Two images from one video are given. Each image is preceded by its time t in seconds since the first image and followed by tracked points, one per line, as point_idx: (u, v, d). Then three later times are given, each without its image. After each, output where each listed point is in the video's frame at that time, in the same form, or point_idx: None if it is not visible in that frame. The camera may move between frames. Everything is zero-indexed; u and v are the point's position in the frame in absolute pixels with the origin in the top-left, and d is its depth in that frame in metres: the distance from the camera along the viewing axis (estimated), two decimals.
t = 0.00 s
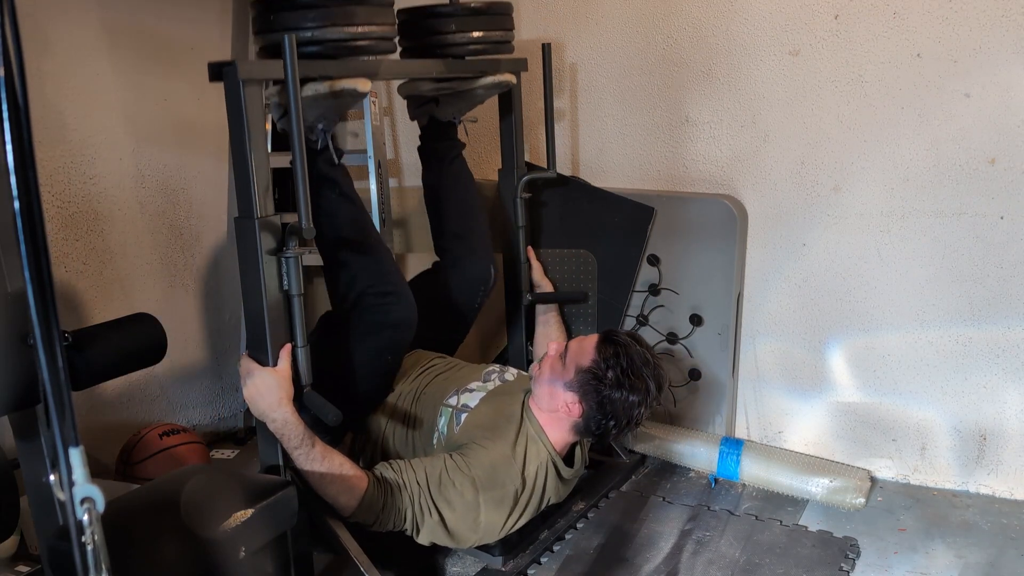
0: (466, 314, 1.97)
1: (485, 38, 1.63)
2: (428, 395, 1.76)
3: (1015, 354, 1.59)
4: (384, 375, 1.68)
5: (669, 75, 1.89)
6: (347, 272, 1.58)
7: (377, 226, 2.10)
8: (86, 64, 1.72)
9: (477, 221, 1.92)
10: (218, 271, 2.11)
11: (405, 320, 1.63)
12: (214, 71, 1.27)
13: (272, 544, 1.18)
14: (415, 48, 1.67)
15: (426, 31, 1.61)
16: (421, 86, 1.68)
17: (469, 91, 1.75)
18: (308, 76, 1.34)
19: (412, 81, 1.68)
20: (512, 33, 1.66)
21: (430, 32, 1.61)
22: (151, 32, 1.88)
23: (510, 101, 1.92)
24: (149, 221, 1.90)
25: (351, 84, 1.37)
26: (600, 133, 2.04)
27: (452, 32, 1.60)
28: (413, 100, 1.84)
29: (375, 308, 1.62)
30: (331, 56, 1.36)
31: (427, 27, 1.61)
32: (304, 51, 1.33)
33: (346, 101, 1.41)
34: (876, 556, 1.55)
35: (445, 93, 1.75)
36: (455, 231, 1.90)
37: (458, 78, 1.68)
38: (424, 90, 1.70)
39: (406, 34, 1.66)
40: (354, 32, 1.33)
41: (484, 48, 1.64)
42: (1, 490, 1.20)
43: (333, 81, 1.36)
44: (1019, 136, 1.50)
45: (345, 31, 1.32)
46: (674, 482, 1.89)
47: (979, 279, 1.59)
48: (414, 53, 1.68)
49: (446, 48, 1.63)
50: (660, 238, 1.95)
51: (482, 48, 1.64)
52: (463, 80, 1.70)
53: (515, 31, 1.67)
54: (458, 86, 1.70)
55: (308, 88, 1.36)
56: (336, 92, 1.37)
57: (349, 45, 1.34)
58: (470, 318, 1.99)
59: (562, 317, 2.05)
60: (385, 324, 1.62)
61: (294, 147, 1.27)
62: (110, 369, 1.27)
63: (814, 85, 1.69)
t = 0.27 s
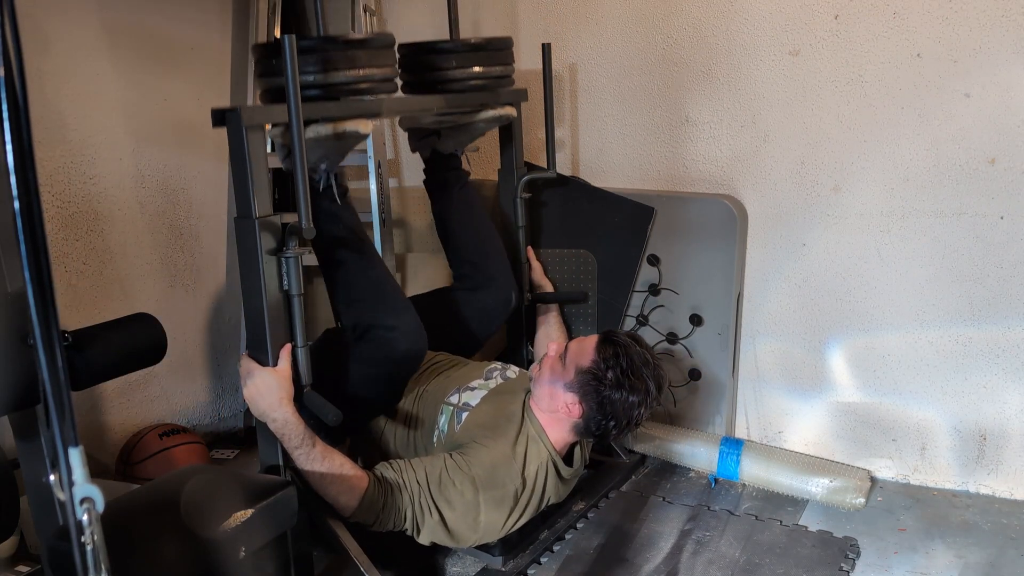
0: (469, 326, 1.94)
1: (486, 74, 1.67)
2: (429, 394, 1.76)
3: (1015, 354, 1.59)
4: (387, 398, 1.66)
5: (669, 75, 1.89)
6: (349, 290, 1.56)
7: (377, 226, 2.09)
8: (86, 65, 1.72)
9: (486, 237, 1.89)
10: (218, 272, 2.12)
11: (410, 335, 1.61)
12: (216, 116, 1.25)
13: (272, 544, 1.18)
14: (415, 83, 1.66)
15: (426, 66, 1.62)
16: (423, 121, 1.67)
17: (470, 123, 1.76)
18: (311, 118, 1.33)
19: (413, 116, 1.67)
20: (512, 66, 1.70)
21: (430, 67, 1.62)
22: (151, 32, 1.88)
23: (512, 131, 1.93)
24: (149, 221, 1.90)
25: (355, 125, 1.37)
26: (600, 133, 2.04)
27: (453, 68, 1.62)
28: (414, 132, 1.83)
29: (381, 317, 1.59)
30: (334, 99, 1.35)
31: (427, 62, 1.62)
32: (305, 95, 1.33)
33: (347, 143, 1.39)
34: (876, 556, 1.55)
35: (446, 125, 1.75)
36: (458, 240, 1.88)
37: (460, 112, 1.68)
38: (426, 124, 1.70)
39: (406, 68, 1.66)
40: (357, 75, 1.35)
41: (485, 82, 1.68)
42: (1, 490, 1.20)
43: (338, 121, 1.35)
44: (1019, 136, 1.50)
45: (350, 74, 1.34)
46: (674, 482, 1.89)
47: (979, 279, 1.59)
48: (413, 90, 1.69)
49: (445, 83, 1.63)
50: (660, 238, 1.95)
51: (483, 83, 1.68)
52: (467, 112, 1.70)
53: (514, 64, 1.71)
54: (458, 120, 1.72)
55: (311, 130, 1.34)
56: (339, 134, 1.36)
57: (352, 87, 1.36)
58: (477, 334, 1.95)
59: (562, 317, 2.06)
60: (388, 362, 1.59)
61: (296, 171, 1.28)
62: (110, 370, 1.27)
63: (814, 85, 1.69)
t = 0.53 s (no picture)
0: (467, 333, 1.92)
1: (486, 102, 1.70)
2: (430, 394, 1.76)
3: (1015, 354, 1.59)
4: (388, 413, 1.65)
5: (669, 75, 1.89)
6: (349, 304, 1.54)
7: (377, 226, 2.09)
8: (86, 65, 1.72)
9: (490, 246, 1.87)
10: (218, 272, 2.12)
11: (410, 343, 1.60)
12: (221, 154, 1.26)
13: (272, 544, 1.18)
14: (416, 112, 1.69)
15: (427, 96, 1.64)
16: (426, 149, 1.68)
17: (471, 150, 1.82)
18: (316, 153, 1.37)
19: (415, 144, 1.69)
20: (512, 94, 1.76)
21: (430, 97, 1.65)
22: (150, 32, 1.88)
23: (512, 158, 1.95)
24: (149, 221, 1.90)
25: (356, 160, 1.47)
26: (599, 133, 2.04)
27: (452, 98, 1.64)
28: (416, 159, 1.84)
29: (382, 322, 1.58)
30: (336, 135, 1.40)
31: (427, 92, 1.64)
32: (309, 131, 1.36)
33: (350, 176, 1.50)
34: (876, 556, 1.55)
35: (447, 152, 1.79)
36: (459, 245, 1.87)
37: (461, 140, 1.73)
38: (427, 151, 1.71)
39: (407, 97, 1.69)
40: (359, 111, 1.41)
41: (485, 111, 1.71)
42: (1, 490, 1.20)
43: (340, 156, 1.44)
44: (1019, 136, 1.50)
45: (353, 110, 1.40)
46: (674, 482, 1.89)
47: (979, 279, 1.59)
48: (413, 119, 1.71)
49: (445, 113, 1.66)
50: (660, 239, 1.95)
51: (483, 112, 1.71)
52: (467, 141, 1.75)
53: (513, 92, 1.77)
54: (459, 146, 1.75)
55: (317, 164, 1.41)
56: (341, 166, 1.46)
57: (354, 122, 1.41)
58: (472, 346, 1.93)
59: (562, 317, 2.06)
60: (389, 388, 1.58)
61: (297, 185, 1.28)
62: (110, 370, 1.27)
63: (814, 85, 1.69)
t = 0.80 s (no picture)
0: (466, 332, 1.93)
1: (486, 107, 1.70)
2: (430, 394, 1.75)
3: (1015, 354, 1.59)
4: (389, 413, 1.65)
5: (668, 75, 1.89)
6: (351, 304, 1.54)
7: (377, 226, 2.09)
8: (86, 65, 1.72)
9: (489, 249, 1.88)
10: (218, 272, 2.12)
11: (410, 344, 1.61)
12: (222, 157, 1.27)
13: (272, 544, 1.18)
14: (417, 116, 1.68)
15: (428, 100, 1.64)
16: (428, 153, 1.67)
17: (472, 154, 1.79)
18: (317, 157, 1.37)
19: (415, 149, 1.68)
20: (513, 99, 1.75)
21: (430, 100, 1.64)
22: (151, 32, 1.88)
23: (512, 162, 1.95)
24: (149, 221, 1.90)
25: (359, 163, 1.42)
26: (599, 133, 2.04)
27: (453, 103, 1.64)
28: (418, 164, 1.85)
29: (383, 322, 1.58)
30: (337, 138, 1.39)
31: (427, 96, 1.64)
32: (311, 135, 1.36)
33: (351, 181, 1.44)
34: (876, 556, 1.55)
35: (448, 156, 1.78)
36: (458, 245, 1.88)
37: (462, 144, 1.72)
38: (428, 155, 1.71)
39: (408, 102, 1.69)
40: (361, 116, 1.40)
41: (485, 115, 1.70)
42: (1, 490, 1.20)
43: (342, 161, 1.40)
44: (1019, 135, 1.50)
45: (354, 115, 1.39)
46: (674, 482, 1.89)
47: (979, 279, 1.59)
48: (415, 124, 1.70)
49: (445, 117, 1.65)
50: (660, 238, 1.95)
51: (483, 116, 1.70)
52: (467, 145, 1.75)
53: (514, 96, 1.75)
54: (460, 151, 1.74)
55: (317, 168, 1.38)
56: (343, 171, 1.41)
57: (355, 127, 1.40)
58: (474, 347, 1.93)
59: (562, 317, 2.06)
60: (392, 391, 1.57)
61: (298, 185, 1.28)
62: (110, 370, 1.28)
63: (814, 85, 1.69)
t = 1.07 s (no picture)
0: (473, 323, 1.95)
1: (486, 71, 1.64)
2: (427, 396, 1.76)
3: (1015, 354, 1.59)
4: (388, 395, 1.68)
5: (669, 75, 1.89)
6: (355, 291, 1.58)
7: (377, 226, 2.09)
8: (86, 65, 1.72)
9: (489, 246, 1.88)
10: (218, 272, 2.12)
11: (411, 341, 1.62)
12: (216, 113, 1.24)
13: (272, 544, 1.18)
14: (416, 81, 1.64)
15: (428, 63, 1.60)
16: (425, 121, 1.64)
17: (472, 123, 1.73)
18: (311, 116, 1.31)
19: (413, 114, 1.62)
20: (513, 65, 1.68)
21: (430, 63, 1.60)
22: (151, 32, 1.88)
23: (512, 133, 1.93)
24: (149, 221, 1.90)
25: (356, 121, 1.36)
26: (599, 133, 2.04)
27: (453, 66, 1.59)
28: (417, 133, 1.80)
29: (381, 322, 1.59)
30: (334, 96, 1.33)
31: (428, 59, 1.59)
32: (307, 91, 1.31)
33: (347, 139, 1.38)
34: (876, 556, 1.55)
35: (447, 126, 1.73)
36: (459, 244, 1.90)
37: (461, 112, 1.66)
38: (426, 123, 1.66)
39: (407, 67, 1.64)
40: (358, 71, 1.33)
41: (485, 80, 1.64)
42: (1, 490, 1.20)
43: (337, 118, 1.34)
44: (1019, 135, 1.50)
45: (351, 70, 1.32)
46: (674, 482, 1.89)
47: (979, 279, 1.59)
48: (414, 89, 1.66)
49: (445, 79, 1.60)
50: (660, 238, 1.95)
51: (483, 80, 1.65)
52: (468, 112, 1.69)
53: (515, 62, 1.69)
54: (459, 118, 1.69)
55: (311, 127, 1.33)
56: (338, 130, 1.35)
57: (354, 82, 1.34)
58: (483, 338, 1.97)
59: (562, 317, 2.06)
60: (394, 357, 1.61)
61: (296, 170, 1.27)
62: (110, 370, 1.28)
63: (814, 85, 1.69)
